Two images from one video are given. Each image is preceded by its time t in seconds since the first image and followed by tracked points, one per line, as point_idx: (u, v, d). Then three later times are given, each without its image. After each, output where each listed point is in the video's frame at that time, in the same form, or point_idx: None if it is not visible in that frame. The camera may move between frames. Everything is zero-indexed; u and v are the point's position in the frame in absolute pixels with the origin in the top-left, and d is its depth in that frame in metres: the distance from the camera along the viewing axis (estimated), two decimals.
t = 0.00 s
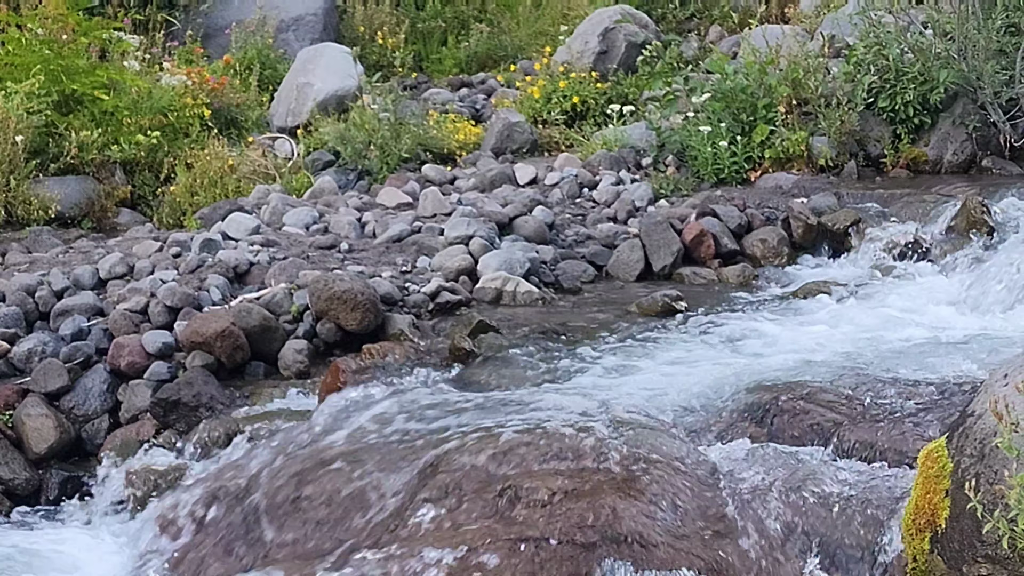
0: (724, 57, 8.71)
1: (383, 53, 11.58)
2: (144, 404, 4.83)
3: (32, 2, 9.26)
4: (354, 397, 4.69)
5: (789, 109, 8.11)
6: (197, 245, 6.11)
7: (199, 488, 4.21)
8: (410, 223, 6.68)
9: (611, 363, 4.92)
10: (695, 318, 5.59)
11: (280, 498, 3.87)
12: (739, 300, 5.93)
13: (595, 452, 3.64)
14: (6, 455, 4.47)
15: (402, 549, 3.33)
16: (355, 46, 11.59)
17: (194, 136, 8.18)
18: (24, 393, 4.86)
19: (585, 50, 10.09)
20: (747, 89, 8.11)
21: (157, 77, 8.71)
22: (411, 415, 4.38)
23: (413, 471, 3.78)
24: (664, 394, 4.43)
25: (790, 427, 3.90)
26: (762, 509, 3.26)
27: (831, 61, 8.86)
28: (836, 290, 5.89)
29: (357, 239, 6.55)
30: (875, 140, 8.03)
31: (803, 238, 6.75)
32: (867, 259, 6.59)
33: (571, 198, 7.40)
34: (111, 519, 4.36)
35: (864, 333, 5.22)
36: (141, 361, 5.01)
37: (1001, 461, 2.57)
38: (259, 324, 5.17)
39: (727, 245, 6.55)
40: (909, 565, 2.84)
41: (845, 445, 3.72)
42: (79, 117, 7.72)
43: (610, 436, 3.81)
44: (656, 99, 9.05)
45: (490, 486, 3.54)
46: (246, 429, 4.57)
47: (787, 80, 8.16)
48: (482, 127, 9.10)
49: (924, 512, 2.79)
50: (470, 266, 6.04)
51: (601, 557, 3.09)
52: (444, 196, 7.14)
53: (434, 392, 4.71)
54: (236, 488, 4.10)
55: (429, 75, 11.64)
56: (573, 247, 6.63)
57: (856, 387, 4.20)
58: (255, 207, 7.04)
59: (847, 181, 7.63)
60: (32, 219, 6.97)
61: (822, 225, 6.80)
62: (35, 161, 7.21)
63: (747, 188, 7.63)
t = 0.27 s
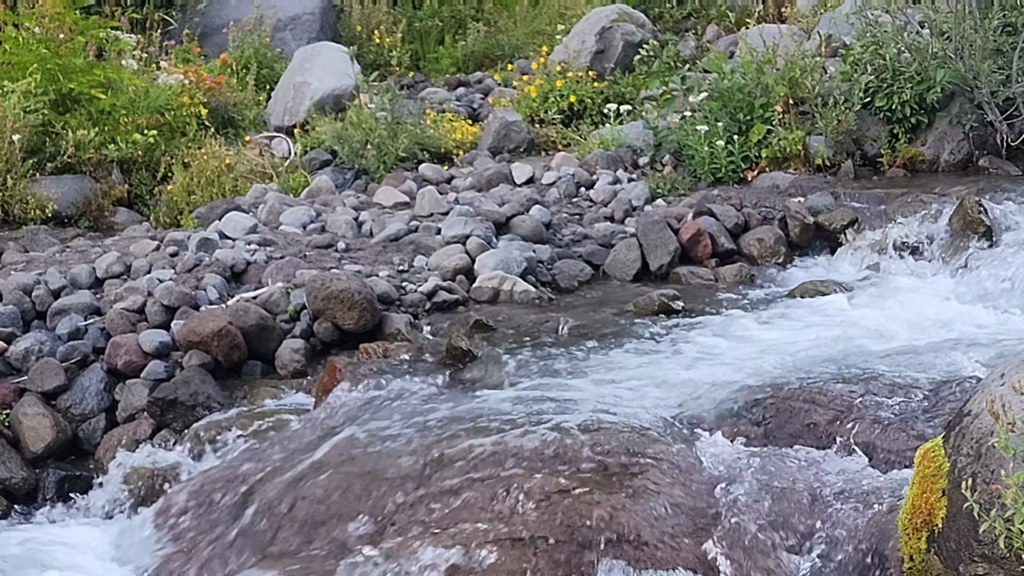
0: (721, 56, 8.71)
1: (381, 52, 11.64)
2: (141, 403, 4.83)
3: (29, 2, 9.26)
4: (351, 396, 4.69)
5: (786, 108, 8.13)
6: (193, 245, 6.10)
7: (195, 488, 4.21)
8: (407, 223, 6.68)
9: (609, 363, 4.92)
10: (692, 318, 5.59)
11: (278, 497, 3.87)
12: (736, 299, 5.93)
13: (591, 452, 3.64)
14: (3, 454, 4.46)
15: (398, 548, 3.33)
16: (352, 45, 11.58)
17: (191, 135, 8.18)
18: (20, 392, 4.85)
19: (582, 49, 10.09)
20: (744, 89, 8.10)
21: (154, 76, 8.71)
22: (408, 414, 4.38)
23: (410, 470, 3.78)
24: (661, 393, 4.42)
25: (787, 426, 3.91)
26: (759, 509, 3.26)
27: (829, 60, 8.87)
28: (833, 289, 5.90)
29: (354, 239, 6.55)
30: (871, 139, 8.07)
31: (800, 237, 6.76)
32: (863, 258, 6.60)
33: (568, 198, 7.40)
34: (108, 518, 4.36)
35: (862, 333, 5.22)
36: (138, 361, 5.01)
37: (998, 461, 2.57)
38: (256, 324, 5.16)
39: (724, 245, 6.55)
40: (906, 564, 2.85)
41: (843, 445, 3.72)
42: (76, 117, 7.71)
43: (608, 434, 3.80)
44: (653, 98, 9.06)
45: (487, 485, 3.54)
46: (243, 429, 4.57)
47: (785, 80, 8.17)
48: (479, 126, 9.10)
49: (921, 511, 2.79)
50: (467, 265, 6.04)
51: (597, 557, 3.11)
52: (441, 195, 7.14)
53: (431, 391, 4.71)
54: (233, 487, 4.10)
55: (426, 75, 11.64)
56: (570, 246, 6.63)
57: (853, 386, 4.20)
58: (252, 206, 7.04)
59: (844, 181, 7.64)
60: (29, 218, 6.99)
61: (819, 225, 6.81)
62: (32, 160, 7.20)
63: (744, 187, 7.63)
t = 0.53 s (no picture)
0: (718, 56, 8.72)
1: (378, 52, 11.56)
2: (138, 403, 4.83)
3: (27, 1, 9.26)
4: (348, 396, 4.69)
5: (784, 108, 8.15)
6: (191, 244, 6.10)
7: (194, 488, 4.21)
8: (405, 223, 6.68)
9: (607, 363, 4.92)
10: (689, 317, 5.60)
11: (275, 497, 3.87)
12: (734, 299, 5.93)
13: (589, 452, 3.64)
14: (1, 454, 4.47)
15: (396, 548, 3.33)
16: (350, 45, 11.58)
17: (188, 135, 8.18)
18: (18, 392, 4.85)
19: (580, 49, 10.10)
20: (742, 89, 8.11)
21: (152, 76, 8.71)
22: (406, 414, 4.38)
23: (408, 470, 3.78)
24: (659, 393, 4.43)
25: (785, 426, 3.91)
26: (756, 509, 3.27)
27: (826, 60, 8.87)
28: (831, 289, 5.91)
29: (351, 238, 6.55)
30: (869, 139, 8.06)
31: (797, 237, 6.77)
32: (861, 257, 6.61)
33: (565, 197, 7.40)
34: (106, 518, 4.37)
35: (860, 333, 5.23)
36: (135, 361, 5.01)
37: (995, 460, 2.58)
38: (253, 323, 5.17)
39: (722, 245, 6.56)
40: (903, 564, 2.85)
41: (841, 445, 3.73)
42: (73, 116, 7.71)
43: (607, 435, 3.81)
44: (651, 98, 9.06)
45: (485, 485, 3.54)
46: (240, 429, 4.57)
47: (782, 79, 8.19)
48: (477, 126, 9.10)
49: (918, 511, 2.80)
50: (465, 265, 6.04)
51: (596, 557, 3.11)
52: (438, 195, 7.14)
53: (429, 392, 4.71)
54: (230, 487, 4.10)
55: (424, 75, 11.64)
56: (567, 246, 6.64)
57: (851, 386, 4.21)
58: (250, 206, 7.04)
59: (841, 181, 7.64)
60: (27, 218, 6.99)
61: (817, 225, 6.80)
62: (29, 160, 7.20)
63: (742, 187, 7.64)
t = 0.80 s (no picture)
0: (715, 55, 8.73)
1: (374, 52, 11.55)
2: (135, 403, 4.83)
3: (23, 1, 9.25)
4: (345, 396, 4.69)
5: (780, 108, 8.10)
6: (188, 244, 6.10)
7: (191, 488, 4.20)
8: (402, 222, 6.68)
9: (605, 362, 4.92)
10: (686, 317, 5.61)
11: (272, 496, 3.88)
12: (730, 298, 5.94)
13: (585, 452, 3.64)
14: None
15: (392, 547, 3.33)
16: (346, 44, 11.57)
17: (185, 134, 8.18)
18: (15, 391, 4.86)
19: (576, 49, 10.11)
20: (738, 88, 8.13)
21: (149, 75, 8.71)
22: (403, 413, 4.39)
23: (405, 469, 3.78)
24: (657, 393, 4.43)
25: (782, 425, 3.92)
26: (753, 507, 3.27)
27: (823, 59, 8.88)
28: (828, 289, 5.91)
29: (348, 238, 6.55)
30: (866, 138, 8.06)
31: (794, 236, 6.77)
32: (858, 257, 6.62)
33: (562, 197, 7.41)
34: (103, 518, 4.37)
35: (857, 332, 5.23)
36: (133, 360, 5.01)
37: (992, 459, 2.58)
38: (250, 323, 5.17)
39: (719, 244, 6.57)
40: (900, 564, 2.86)
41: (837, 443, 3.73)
42: (70, 116, 7.71)
43: (604, 434, 3.81)
44: (647, 98, 9.07)
45: (482, 484, 3.54)
46: (237, 429, 4.57)
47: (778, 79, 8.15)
48: (473, 125, 9.10)
49: (915, 510, 2.80)
50: (462, 264, 6.04)
51: (592, 556, 3.11)
52: (435, 195, 7.14)
53: (426, 391, 4.72)
54: (227, 486, 4.10)
55: (420, 74, 11.64)
56: (564, 246, 6.65)
57: (847, 385, 4.22)
58: (247, 205, 7.04)
59: (838, 180, 7.65)
60: (24, 217, 6.97)
61: (814, 224, 6.81)
62: (26, 160, 7.20)
63: (738, 187, 7.65)
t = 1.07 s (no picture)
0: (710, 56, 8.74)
1: (370, 52, 11.62)
2: (131, 404, 4.83)
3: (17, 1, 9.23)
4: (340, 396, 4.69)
5: (775, 108, 8.16)
6: (183, 245, 6.09)
7: (187, 489, 4.20)
8: (397, 223, 6.68)
9: (601, 363, 4.93)
10: (681, 318, 5.62)
11: (268, 497, 3.88)
12: (727, 299, 5.95)
13: (581, 453, 3.65)
14: None
15: (388, 547, 3.34)
16: (341, 45, 11.56)
17: (181, 135, 8.18)
18: (10, 392, 4.86)
19: (572, 49, 10.12)
20: (733, 88, 8.13)
21: (144, 76, 8.70)
22: (399, 414, 4.39)
23: (400, 469, 3.79)
24: (654, 393, 4.44)
25: (777, 425, 3.92)
26: (749, 508, 3.28)
27: (818, 60, 8.90)
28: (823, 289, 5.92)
29: (344, 239, 6.56)
30: (861, 139, 8.08)
31: (789, 236, 6.79)
32: (853, 258, 6.63)
33: (557, 198, 7.41)
34: (98, 518, 4.36)
35: (853, 333, 5.25)
36: (128, 361, 5.00)
37: (987, 460, 2.59)
38: (245, 324, 5.17)
39: (714, 244, 6.58)
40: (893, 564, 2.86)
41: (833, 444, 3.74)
42: (65, 116, 7.70)
43: (601, 435, 3.81)
44: (642, 98, 9.08)
45: (478, 485, 3.55)
46: (232, 430, 4.56)
47: (773, 80, 8.22)
48: (468, 126, 9.11)
49: (910, 510, 2.81)
50: (457, 265, 6.04)
51: (587, 556, 3.12)
52: (430, 196, 7.15)
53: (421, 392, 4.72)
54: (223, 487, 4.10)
55: (416, 75, 11.66)
56: (560, 246, 6.65)
57: (842, 386, 4.23)
58: (242, 206, 7.04)
59: (833, 181, 7.68)
60: (19, 218, 6.96)
61: (809, 225, 6.82)
62: (21, 161, 7.19)
63: (734, 187, 7.66)
